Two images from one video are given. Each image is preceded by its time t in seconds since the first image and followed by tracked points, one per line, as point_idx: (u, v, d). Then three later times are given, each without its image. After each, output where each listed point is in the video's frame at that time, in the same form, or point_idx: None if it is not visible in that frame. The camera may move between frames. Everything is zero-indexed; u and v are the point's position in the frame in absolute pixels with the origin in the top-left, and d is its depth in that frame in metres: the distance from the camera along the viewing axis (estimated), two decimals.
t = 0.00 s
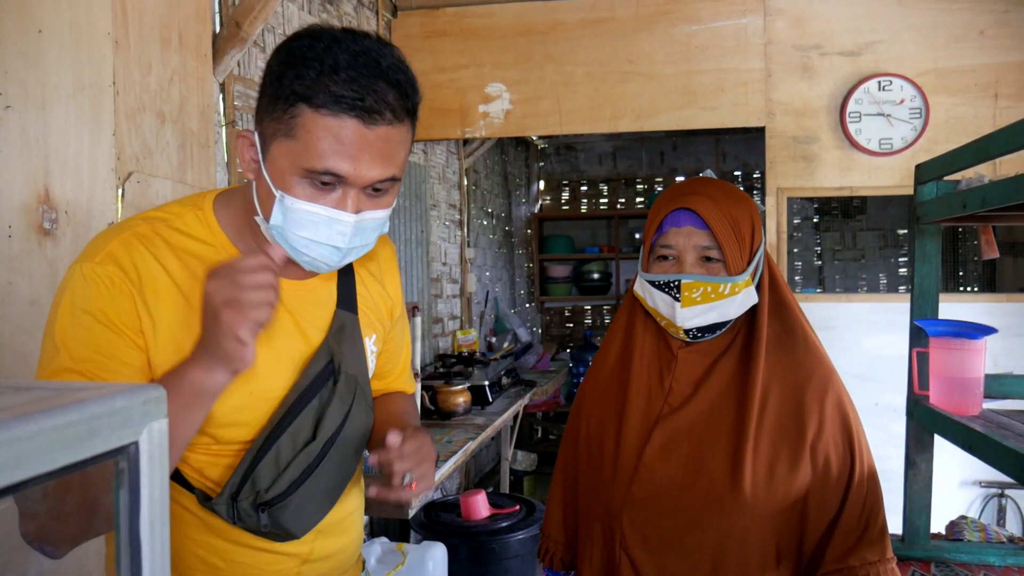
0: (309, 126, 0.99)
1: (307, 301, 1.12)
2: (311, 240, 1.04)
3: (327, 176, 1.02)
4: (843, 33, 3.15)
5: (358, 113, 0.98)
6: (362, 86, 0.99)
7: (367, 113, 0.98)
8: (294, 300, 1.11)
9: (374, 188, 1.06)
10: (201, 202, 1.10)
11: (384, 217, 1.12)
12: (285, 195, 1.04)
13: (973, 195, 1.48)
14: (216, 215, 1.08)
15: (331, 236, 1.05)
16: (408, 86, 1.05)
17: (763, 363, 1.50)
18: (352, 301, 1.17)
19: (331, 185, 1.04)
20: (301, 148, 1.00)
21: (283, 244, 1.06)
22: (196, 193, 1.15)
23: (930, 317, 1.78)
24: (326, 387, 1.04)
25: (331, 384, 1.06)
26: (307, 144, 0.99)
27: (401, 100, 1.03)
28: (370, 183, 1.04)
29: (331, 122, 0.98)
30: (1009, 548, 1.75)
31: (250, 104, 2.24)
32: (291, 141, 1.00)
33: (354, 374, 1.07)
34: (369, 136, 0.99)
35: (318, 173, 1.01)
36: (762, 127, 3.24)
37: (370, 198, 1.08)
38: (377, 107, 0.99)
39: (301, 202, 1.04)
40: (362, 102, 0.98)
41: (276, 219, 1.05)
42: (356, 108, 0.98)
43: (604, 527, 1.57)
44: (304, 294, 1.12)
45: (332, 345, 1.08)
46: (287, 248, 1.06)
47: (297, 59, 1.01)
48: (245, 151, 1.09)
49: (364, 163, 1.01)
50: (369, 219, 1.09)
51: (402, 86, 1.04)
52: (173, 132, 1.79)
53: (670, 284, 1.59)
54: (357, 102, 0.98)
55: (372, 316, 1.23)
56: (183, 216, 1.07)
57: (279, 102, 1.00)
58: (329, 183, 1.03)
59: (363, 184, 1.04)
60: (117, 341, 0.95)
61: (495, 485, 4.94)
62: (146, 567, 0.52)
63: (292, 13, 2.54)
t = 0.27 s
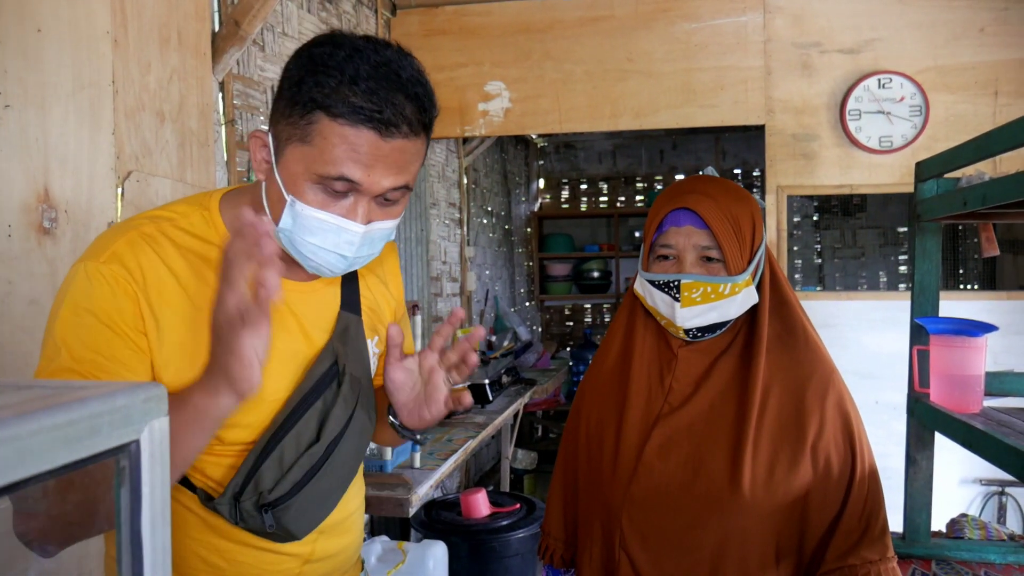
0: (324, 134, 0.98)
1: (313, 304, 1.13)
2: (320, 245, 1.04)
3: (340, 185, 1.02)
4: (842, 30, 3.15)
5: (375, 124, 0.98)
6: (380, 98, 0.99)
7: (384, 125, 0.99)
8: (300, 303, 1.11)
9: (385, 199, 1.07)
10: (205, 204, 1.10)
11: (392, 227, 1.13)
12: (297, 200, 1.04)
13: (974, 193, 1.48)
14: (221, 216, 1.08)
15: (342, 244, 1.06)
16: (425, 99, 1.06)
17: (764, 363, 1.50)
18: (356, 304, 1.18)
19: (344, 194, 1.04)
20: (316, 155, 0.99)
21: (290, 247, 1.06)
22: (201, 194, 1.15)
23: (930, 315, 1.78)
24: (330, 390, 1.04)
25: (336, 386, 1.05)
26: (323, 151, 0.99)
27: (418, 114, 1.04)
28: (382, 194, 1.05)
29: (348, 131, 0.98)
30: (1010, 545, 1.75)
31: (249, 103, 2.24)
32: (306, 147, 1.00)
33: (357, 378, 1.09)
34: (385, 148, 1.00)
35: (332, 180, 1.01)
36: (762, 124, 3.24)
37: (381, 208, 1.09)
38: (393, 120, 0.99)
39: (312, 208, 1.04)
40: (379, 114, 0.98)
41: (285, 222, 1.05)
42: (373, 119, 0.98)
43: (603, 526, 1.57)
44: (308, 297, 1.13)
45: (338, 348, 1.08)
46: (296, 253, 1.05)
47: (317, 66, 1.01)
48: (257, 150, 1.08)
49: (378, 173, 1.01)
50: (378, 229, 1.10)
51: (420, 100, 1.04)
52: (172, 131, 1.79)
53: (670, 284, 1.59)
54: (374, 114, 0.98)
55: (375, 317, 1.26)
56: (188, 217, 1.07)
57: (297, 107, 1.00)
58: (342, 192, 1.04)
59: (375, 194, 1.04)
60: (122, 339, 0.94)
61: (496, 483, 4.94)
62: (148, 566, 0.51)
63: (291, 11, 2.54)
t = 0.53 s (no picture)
0: (341, 141, 0.98)
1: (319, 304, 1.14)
2: (334, 251, 1.04)
3: (356, 192, 1.02)
4: (845, 25, 3.13)
5: (393, 132, 0.98)
6: (398, 105, 0.98)
7: (402, 133, 0.98)
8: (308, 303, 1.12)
9: (399, 205, 1.07)
10: (215, 202, 1.10)
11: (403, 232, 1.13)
12: (311, 205, 1.03)
13: (978, 188, 1.47)
14: (231, 216, 1.08)
15: (355, 250, 1.06)
16: (443, 106, 1.05)
17: (767, 359, 1.50)
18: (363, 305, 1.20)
19: (359, 200, 1.04)
20: (332, 162, 0.99)
21: (303, 252, 1.05)
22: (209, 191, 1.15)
23: (933, 311, 1.77)
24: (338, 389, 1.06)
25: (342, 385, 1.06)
26: (340, 156, 0.99)
27: (435, 120, 1.04)
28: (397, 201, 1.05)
29: (365, 139, 0.98)
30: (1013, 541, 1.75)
31: (251, 99, 2.24)
32: (323, 153, 1.00)
33: (365, 377, 1.09)
34: (403, 157, 1.00)
35: (348, 187, 1.01)
36: (765, 120, 3.23)
37: (394, 214, 1.09)
38: (411, 128, 0.99)
39: (326, 213, 1.03)
40: (397, 122, 0.98)
41: (299, 228, 1.04)
42: (391, 127, 0.98)
43: (607, 523, 1.57)
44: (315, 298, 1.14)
45: (344, 348, 1.10)
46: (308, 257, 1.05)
47: (334, 72, 1.01)
48: (271, 153, 1.08)
49: (394, 181, 1.01)
50: (390, 234, 1.11)
51: (435, 106, 1.04)
52: (174, 127, 1.79)
53: (673, 280, 1.58)
54: (393, 122, 0.98)
55: (382, 318, 1.26)
56: (197, 215, 1.07)
57: (314, 114, 0.99)
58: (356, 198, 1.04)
59: (391, 202, 1.05)
60: (132, 342, 0.93)
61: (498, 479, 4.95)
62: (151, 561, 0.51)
63: (292, 7, 2.53)
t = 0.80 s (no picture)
0: (311, 114, 0.97)
1: (323, 295, 1.11)
2: (309, 227, 1.02)
3: (324, 164, 1.00)
4: (848, 22, 3.13)
5: (358, 102, 0.96)
6: (365, 77, 0.96)
7: (368, 104, 0.96)
8: (310, 293, 1.10)
9: (374, 180, 1.03)
10: (220, 195, 1.10)
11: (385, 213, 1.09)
12: (286, 181, 1.03)
13: (980, 184, 1.46)
14: (235, 208, 1.08)
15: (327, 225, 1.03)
16: (419, 82, 1.02)
17: (768, 357, 1.50)
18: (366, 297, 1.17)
19: (331, 174, 1.02)
20: (302, 134, 0.99)
21: (282, 230, 1.04)
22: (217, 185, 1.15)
23: (935, 308, 1.77)
24: (337, 381, 1.04)
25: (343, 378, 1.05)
26: (310, 128, 0.97)
27: (411, 93, 1.01)
28: (368, 174, 1.01)
29: (333, 110, 0.96)
30: (1013, 539, 1.75)
31: (252, 94, 2.24)
32: (295, 127, 0.99)
33: (365, 371, 1.08)
34: (369, 127, 0.97)
35: (318, 160, 1.00)
36: (767, 117, 3.22)
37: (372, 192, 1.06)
38: (377, 98, 0.96)
39: (299, 188, 1.02)
40: (362, 93, 0.95)
41: (276, 204, 1.03)
42: (356, 98, 0.96)
43: (608, 522, 1.57)
44: (320, 288, 1.11)
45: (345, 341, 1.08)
46: (285, 234, 1.04)
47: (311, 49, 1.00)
48: (260, 134, 1.10)
49: (363, 153, 0.98)
50: (369, 213, 1.07)
51: (413, 80, 1.01)
52: (175, 122, 1.78)
53: (674, 277, 1.58)
54: (358, 93, 0.95)
55: (385, 313, 1.23)
56: (202, 207, 1.07)
57: (287, 89, 0.99)
58: (328, 172, 1.02)
59: (361, 174, 1.01)
60: (134, 330, 0.93)
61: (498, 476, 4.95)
62: (151, 558, 0.51)
63: (294, 2, 2.53)
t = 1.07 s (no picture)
0: (247, 80, 1.01)
1: (314, 285, 1.09)
2: (251, 191, 1.03)
3: (260, 125, 1.02)
4: (846, 20, 3.13)
5: (282, 60, 0.98)
6: (288, 36, 0.99)
7: (291, 60, 0.98)
8: (301, 284, 1.07)
9: (312, 139, 1.04)
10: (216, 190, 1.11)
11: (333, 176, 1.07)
12: (233, 152, 1.06)
13: (979, 182, 1.46)
14: (228, 202, 1.09)
15: (269, 187, 1.03)
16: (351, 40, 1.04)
17: (766, 356, 1.49)
18: (359, 290, 1.12)
19: (272, 138, 1.04)
20: (239, 101, 1.02)
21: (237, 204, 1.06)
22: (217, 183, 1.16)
23: (933, 306, 1.77)
24: (317, 370, 1.02)
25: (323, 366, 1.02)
26: (245, 92, 1.01)
27: (342, 51, 1.03)
28: (303, 130, 1.02)
29: (262, 71, 0.99)
30: (1011, 536, 1.76)
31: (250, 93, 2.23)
32: (236, 97, 1.03)
33: (348, 362, 1.03)
34: (295, 82, 0.99)
35: (255, 123, 1.02)
36: (765, 115, 3.22)
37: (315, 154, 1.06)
38: (301, 52, 0.99)
39: (245, 156, 1.05)
40: (286, 50, 0.98)
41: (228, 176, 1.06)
42: (280, 55, 0.98)
43: (606, 521, 1.57)
44: (311, 278, 1.09)
45: (329, 331, 1.05)
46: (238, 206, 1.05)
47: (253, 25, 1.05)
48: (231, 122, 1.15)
49: (288, 108, 0.99)
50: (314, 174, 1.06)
51: (343, 37, 1.03)
52: (172, 121, 1.78)
53: (671, 274, 1.58)
54: (282, 50, 0.98)
55: (385, 310, 1.17)
56: (197, 200, 1.08)
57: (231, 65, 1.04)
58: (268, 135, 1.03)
59: (296, 132, 1.02)
60: (124, 319, 0.94)
61: (497, 474, 4.95)
62: (147, 557, 0.51)
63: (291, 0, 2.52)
